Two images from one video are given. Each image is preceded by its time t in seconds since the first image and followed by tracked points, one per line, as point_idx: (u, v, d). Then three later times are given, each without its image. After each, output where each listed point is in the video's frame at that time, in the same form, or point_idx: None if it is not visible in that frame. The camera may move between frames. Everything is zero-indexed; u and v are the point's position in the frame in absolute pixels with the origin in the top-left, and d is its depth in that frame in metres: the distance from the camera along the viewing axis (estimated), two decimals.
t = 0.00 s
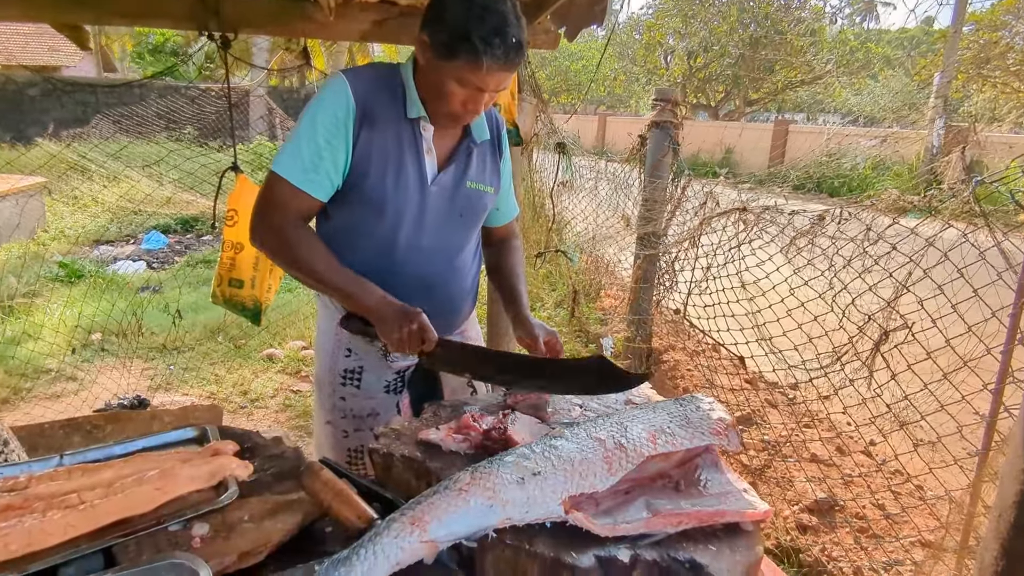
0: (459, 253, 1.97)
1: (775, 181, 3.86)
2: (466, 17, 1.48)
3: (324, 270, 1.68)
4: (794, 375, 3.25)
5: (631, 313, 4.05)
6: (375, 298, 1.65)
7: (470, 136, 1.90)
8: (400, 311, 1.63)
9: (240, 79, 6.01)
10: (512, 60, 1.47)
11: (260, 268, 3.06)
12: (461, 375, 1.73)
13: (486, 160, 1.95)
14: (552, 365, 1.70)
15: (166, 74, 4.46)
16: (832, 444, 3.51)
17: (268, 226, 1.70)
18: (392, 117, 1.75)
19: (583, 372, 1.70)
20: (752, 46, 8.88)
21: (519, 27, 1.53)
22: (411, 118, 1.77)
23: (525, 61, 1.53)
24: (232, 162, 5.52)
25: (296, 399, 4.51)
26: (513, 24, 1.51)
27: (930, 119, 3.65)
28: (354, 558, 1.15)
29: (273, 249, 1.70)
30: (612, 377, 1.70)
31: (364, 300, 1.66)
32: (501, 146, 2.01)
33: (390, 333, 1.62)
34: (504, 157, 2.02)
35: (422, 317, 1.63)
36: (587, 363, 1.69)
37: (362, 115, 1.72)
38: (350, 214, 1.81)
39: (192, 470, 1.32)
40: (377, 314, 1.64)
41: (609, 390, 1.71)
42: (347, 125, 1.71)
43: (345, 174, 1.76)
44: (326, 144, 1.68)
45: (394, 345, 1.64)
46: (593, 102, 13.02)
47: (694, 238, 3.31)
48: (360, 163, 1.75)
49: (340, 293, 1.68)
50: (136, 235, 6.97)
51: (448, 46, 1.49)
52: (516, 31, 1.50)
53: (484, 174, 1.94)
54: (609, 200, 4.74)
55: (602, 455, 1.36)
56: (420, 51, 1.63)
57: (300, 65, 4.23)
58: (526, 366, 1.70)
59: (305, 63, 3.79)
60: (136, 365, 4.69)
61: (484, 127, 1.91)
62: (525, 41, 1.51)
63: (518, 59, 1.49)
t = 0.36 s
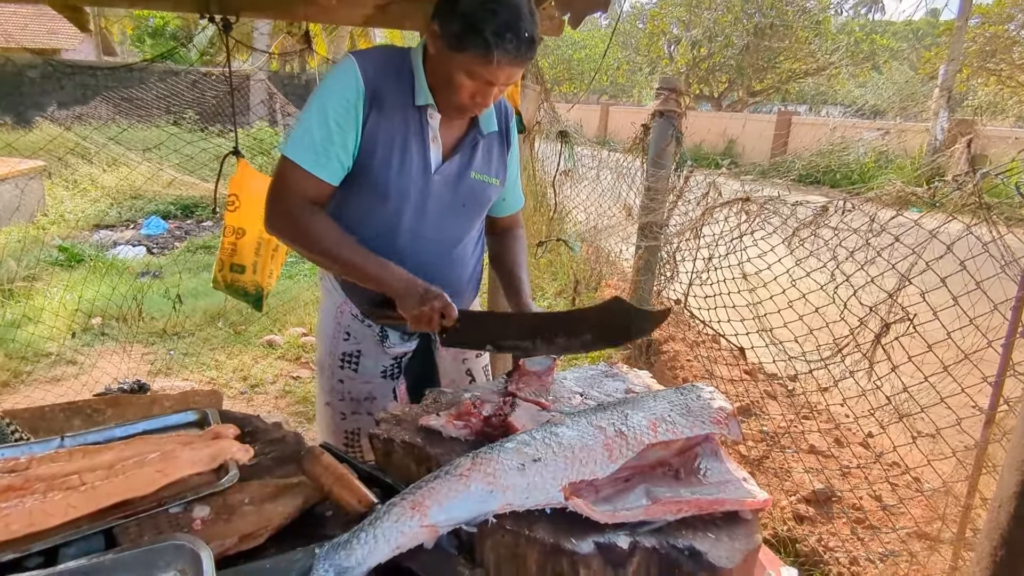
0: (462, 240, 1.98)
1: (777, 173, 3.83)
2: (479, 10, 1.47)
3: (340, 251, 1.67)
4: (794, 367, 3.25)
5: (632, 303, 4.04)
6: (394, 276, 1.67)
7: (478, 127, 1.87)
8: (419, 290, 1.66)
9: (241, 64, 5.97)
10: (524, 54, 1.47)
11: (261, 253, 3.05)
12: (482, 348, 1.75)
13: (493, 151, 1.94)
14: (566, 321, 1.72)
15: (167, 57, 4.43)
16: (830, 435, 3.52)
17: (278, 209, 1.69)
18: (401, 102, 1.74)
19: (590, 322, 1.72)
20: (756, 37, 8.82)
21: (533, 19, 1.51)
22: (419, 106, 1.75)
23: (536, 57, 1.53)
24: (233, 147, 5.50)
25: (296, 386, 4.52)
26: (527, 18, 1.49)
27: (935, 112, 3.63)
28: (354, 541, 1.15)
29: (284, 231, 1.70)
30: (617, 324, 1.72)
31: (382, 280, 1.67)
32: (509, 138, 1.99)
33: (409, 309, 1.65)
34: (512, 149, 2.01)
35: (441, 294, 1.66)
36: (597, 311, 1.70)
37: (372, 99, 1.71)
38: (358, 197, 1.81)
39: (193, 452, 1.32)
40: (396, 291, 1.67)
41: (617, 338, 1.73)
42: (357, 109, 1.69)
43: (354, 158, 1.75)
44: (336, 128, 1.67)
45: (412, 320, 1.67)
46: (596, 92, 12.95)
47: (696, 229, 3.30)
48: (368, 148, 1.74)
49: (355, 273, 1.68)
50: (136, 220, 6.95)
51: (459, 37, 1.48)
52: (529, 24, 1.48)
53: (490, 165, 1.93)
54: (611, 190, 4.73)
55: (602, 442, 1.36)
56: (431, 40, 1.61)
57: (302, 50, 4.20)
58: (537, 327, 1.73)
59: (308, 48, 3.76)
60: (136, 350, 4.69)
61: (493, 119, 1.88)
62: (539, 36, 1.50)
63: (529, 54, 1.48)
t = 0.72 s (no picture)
0: (467, 228, 1.96)
1: (777, 166, 3.82)
2: None
3: (330, 236, 1.67)
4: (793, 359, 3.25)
5: (631, 294, 4.04)
6: (384, 258, 1.67)
7: (481, 111, 1.87)
8: (407, 274, 1.66)
9: (240, 51, 5.93)
10: (533, 30, 1.47)
11: (258, 242, 3.04)
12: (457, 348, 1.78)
13: (497, 136, 1.93)
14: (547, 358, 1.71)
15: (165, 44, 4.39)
16: (828, 428, 3.53)
17: (276, 196, 1.69)
18: (402, 87, 1.74)
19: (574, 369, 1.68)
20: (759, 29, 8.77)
21: None
22: (422, 91, 1.75)
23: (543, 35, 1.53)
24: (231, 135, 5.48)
25: (293, 375, 4.52)
26: None
27: (937, 106, 3.61)
28: (351, 529, 1.15)
29: (282, 216, 1.69)
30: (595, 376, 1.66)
31: (374, 264, 1.66)
32: (513, 122, 1.98)
33: (394, 296, 1.65)
34: (515, 134, 2.00)
35: (426, 282, 1.67)
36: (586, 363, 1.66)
37: (372, 85, 1.71)
38: (360, 186, 1.80)
39: (189, 439, 1.32)
40: (385, 276, 1.66)
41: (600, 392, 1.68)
42: (357, 95, 1.69)
43: (354, 144, 1.74)
44: (336, 113, 1.66)
45: (396, 306, 1.68)
46: (597, 83, 12.89)
47: (696, 221, 3.29)
48: (369, 134, 1.74)
49: (346, 257, 1.68)
50: (134, 208, 6.93)
51: (467, 14, 1.47)
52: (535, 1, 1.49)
53: (494, 150, 1.92)
54: (611, 181, 4.71)
55: (601, 432, 1.36)
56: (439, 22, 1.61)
57: (301, 38, 4.17)
58: (515, 351, 1.73)
59: (307, 35, 3.73)
60: (134, 338, 4.69)
61: (496, 103, 1.88)
62: (544, 13, 1.52)
63: (537, 30, 1.49)
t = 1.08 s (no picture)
0: (466, 224, 1.96)
1: (778, 160, 3.81)
2: None
3: (290, 219, 1.67)
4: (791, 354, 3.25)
5: (631, 288, 4.04)
6: (334, 249, 1.64)
7: (482, 106, 1.85)
8: (355, 267, 1.63)
9: (239, 43, 5.90)
10: (532, 24, 1.46)
11: (255, 236, 3.03)
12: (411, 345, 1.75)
13: (498, 132, 1.91)
14: (497, 333, 1.70)
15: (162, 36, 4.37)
16: (827, 422, 3.53)
17: (252, 178, 1.70)
18: (396, 82, 1.73)
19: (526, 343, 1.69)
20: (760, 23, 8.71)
21: None
22: (419, 85, 1.74)
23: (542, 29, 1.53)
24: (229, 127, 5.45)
25: (293, 368, 4.52)
26: None
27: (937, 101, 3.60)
28: (348, 522, 1.15)
29: (256, 199, 1.70)
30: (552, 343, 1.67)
31: (324, 254, 1.65)
32: (518, 118, 1.95)
33: (338, 288, 1.62)
34: (520, 130, 1.97)
35: (375, 277, 1.63)
36: (533, 330, 1.68)
37: (363, 78, 1.71)
38: (351, 177, 1.82)
39: (187, 433, 1.32)
40: (334, 267, 1.64)
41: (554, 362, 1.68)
42: (345, 87, 1.70)
43: (340, 135, 1.76)
44: (319, 104, 1.67)
45: (341, 300, 1.63)
46: (598, 76, 12.83)
47: (696, 214, 3.29)
48: (359, 127, 1.75)
49: (300, 242, 1.67)
50: (133, 201, 6.91)
51: (467, 7, 1.47)
52: None
53: (495, 147, 1.90)
54: (610, 175, 4.69)
55: (598, 426, 1.36)
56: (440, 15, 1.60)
57: (299, 30, 4.14)
58: (467, 336, 1.71)
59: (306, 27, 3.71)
60: (133, 331, 4.69)
61: (498, 98, 1.86)
62: (544, 7, 1.52)
63: (535, 23, 1.48)
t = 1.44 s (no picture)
0: (453, 219, 1.97)
1: (778, 153, 3.79)
2: None
3: (299, 208, 1.67)
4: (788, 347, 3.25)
5: (630, 281, 4.03)
6: (350, 229, 1.68)
7: (474, 104, 1.83)
8: (374, 242, 1.68)
9: (237, 36, 5.87)
10: (530, 29, 1.45)
11: (254, 229, 3.03)
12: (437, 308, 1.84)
13: (490, 129, 1.90)
14: (516, 291, 1.76)
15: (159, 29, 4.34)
16: (825, 415, 3.54)
17: (250, 173, 1.69)
18: (387, 76, 1.73)
19: (545, 295, 1.75)
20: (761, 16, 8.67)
21: None
22: (409, 81, 1.74)
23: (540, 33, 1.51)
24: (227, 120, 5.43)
25: (291, 362, 4.52)
26: None
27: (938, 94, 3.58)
28: (344, 513, 1.15)
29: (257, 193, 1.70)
30: (572, 296, 1.74)
31: (340, 233, 1.68)
32: (510, 116, 1.94)
33: (362, 263, 1.68)
34: (512, 127, 1.97)
35: (393, 247, 1.70)
36: (550, 284, 1.74)
37: (354, 72, 1.71)
38: (343, 170, 1.84)
39: (184, 425, 1.32)
40: (351, 244, 1.68)
41: (571, 313, 1.74)
42: (338, 81, 1.69)
43: (333, 127, 1.76)
44: (313, 97, 1.67)
45: (364, 274, 1.70)
46: (597, 69, 12.79)
47: (695, 208, 3.29)
48: (351, 120, 1.75)
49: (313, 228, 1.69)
50: (131, 195, 6.89)
51: (465, 9, 1.45)
52: None
53: (486, 145, 1.89)
54: (610, 169, 4.68)
55: (595, 418, 1.36)
56: (436, 14, 1.58)
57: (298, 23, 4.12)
58: (487, 294, 1.78)
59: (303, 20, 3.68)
60: (131, 325, 4.69)
61: (492, 97, 1.84)
62: (543, 10, 1.50)
63: (534, 28, 1.46)
